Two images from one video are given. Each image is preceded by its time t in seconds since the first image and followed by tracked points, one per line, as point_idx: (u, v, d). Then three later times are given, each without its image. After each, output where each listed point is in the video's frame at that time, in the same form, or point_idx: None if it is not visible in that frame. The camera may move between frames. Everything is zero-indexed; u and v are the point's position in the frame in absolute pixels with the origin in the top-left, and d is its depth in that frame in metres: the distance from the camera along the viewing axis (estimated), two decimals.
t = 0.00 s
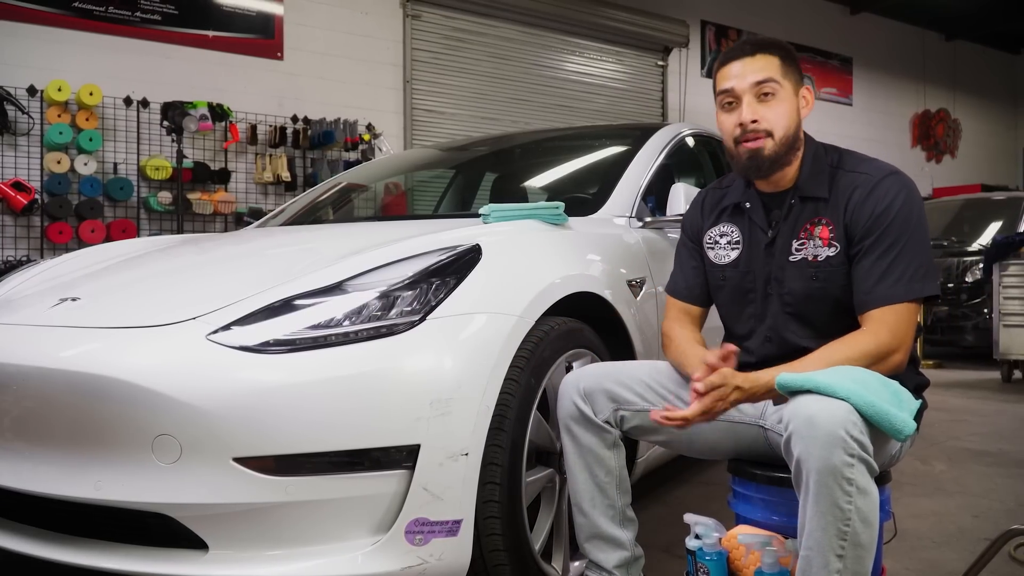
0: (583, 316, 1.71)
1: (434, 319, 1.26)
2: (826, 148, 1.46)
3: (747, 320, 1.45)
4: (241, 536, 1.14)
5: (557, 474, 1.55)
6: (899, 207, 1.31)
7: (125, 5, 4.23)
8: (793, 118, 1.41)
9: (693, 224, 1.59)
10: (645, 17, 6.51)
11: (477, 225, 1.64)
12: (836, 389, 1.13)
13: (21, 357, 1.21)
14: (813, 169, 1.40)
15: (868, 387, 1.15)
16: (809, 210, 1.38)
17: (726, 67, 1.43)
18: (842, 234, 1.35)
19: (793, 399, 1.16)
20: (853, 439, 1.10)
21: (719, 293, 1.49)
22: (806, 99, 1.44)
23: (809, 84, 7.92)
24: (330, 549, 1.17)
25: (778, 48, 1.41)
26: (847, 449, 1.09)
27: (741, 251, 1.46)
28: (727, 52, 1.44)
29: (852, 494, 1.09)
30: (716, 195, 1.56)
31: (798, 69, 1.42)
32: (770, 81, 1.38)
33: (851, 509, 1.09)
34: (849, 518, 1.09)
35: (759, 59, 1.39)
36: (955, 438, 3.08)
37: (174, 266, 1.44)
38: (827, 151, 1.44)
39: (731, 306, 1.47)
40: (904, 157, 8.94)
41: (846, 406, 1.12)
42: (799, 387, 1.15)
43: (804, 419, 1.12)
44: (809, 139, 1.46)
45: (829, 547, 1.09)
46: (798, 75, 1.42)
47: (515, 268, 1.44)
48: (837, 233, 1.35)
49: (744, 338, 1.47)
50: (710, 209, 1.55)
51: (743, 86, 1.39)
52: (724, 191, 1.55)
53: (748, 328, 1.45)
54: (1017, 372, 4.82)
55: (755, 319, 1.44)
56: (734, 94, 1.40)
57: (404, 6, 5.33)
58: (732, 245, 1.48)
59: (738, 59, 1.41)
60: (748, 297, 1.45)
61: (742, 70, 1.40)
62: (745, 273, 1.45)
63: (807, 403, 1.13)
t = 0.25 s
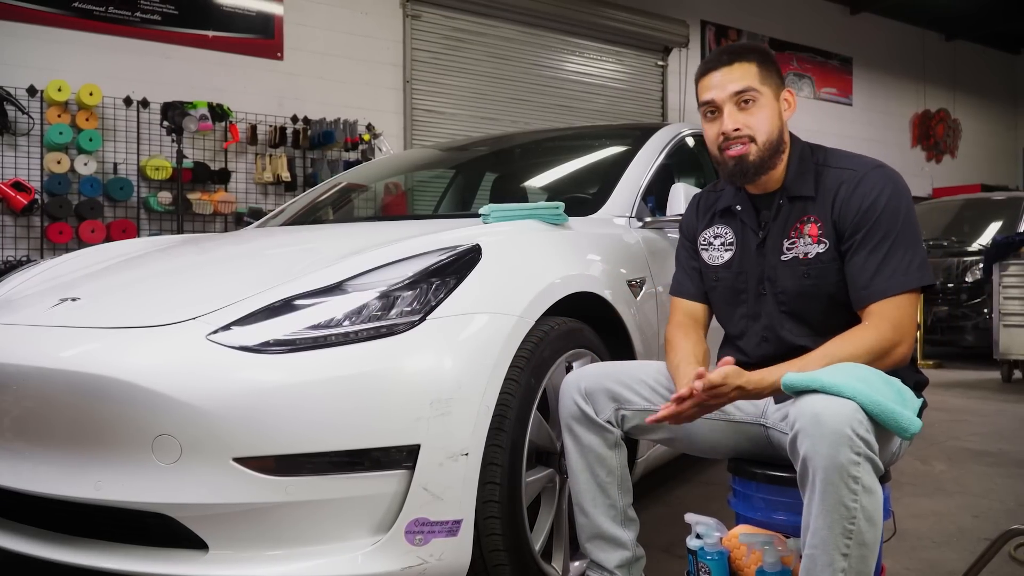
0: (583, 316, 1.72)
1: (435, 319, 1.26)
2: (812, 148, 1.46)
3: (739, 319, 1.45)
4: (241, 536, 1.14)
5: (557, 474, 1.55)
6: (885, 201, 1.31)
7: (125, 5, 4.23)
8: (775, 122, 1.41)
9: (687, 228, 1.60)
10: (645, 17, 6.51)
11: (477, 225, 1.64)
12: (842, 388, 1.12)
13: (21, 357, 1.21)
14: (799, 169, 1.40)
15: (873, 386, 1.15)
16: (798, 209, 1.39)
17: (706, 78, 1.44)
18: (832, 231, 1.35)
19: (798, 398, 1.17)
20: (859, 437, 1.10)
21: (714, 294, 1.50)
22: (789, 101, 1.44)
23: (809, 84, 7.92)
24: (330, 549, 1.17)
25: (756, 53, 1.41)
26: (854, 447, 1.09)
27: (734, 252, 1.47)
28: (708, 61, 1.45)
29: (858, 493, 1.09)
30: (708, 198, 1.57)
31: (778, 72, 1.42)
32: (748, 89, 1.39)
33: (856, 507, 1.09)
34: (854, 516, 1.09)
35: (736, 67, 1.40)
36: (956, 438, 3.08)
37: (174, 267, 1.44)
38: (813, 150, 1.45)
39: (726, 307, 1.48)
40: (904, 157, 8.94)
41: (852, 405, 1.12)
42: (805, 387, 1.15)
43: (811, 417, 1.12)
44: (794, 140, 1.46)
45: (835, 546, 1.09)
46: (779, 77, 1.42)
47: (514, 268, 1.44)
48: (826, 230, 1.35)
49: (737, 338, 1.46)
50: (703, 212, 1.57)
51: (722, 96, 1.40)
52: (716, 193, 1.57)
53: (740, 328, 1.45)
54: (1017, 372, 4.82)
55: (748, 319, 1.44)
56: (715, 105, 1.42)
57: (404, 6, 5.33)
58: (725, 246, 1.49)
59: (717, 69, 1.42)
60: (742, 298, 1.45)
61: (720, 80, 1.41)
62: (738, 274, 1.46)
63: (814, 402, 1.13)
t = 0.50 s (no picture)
0: (583, 316, 1.72)
1: (435, 319, 1.26)
2: (815, 150, 1.47)
3: (738, 319, 1.45)
4: (241, 536, 1.14)
5: (557, 474, 1.55)
6: (889, 203, 1.31)
7: (125, 5, 4.23)
8: (778, 122, 1.41)
9: (688, 228, 1.60)
10: (645, 17, 6.51)
11: (477, 225, 1.64)
12: (847, 384, 1.13)
13: (21, 357, 1.21)
14: (803, 171, 1.41)
15: (877, 383, 1.16)
16: (802, 210, 1.39)
17: (711, 77, 1.44)
18: (836, 233, 1.35)
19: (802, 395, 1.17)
20: (865, 432, 1.10)
21: (713, 293, 1.50)
22: (792, 105, 1.44)
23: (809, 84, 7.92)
24: (330, 549, 1.17)
25: (761, 55, 1.42)
26: (859, 441, 1.09)
27: (736, 252, 1.47)
28: (713, 61, 1.45)
29: (863, 487, 1.09)
30: (710, 199, 1.57)
31: (783, 75, 1.42)
32: (752, 88, 1.39)
33: (861, 501, 1.09)
34: (859, 511, 1.09)
35: (740, 66, 1.40)
36: (956, 438, 3.08)
37: (174, 267, 1.44)
38: (816, 152, 1.45)
39: (725, 306, 1.48)
40: (904, 157, 8.94)
41: (857, 400, 1.12)
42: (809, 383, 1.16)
43: (816, 412, 1.12)
44: (797, 142, 1.46)
45: (840, 539, 1.09)
46: (783, 80, 1.42)
47: (515, 268, 1.44)
48: (830, 232, 1.35)
49: (736, 337, 1.46)
50: (705, 213, 1.57)
51: (726, 94, 1.40)
52: (718, 194, 1.56)
53: (739, 327, 1.45)
54: (1017, 372, 4.82)
55: (748, 319, 1.44)
56: (718, 103, 1.42)
57: (404, 6, 5.33)
58: (727, 246, 1.48)
59: (722, 68, 1.42)
60: (743, 298, 1.45)
61: (725, 78, 1.41)
62: (740, 274, 1.45)
63: (818, 398, 1.14)
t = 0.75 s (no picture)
0: (583, 316, 1.72)
1: (435, 319, 1.26)
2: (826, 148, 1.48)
3: (747, 312, 1.44)
4: (241, 537, 1.14)
5: (556, 475, 1.55)
6: (898, 198, 1.32)
7: (125, 5, 4.23)
8: (795, 113, 1.43)
9: (696, 224, 1.59)
10: (645, 17, 6.52)
11: (476, 225, 1.64)
12: (846, 383, 1.13)
13: (21, 357, 1.21)
14: (813, 165, 1.41)
15: (876, 383, 1.16)
16: (810, 203, 1.40)
17: (736, 62, 1.45)
18: (842, 227, 1.35)
19: (802, 394, 1.17)
20: (865, 432, 1.10)
21: (720, 290, 1.49)
22: (809, 102, 1.46)
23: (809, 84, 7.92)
24: (330, 549, 1.17)
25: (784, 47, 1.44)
26: (859, 441, 1.09)
27: (743, 246, 1.46)
28: (738, 49, 1.47)
29: (862, 487, 1.09)
30: (719, 196, 1.57)
31: (803, 70, 1.45)
32: (775, 76, 1.41)
33: (861, 502, 1.09)
34: (858, 510, 1.09)
35: (765, 54, 1.42)
36: (956, 439, 3.08)
37: (174, 267, 1.44)
38: (826, 150, 1.45)
39: (731, 301, 1.47)
40: (904, 157, 8.94)
41: (857, 400, 1.12)
42: (810, 381, 1.16)
43: (816, 412, 1.12)
44: (809, 139, 1.47)
45: (838, 539, 1.09)
46: (803, 74, 1.45)
47: (516, 268, 1.44)
48: (837, 225, 1.35)
49: (744, 331, 1.45)
50: (713, 209, 1.56)
51: (747, 77, 1.42)
52: (727, 191, 1.56)
53: (748, 321, 1.44)
54: (1017, 373, 4.82)
55: (756, 312, 1.43)
56: (739, 85, 1.43)
57: (404, 6, 5.33)
58: (733, 240, 1.48)
59: (747, 54, 1.44)
60: (750, 291, 1.44)
61: (748, 63, 1.43)
62: (747, 267, 1.45)
63: (818, 398, 1.14)
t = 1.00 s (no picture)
0: (583, 316, 1.72)
1: (435, 319, 1.26)
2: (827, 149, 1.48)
3: (756, 313, 1.45)
4: (240, 537, 1.14)
5: (556, 475, 1.55)
6: (900, 192, 1.32)
7: (124, 5, 4.23)
8: (792, 114, 1.43)
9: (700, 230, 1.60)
10: (645, 17, 6.52)
11: (476, 225, 1.64)
12: (854, 382, 1.13)
13: (21, 357, 1.21)
14: (814, 163, 1.42)
15: (884, 379, 1.15)
16: (812, 201, 1.40)
17: (730, 69, 1.45)
18: (845, 223, 1.35)
19: (809, 393, 1.16)
20: (872, 430, 1.10)
21: (727, 292, 1.49)
22: (805, 101, 1.46)
23: (809, 84, 7.92)
24: (330, 549, 1.17)
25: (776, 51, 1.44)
26: (867, 439, 1.09)
27: (747, 247, 1.47)
28: (731, 55, 1.48)
29: (870, 484, 1.09)
30: (722, 200, 1.58)
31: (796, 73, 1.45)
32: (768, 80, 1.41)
33: (869, 499, 1.09)
34: (867, 508, 1.09)
35: (758, 58, 1.42)
36: (956, 438, 3.08)
37: (173, 267, 1.44)
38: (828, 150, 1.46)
39: (739, 301, 1.47)
40: (904, 157, 8.94)
41: (863, 398, 1.12)
42: (816, 380, 1.15)
43: (824, 410, 1.12)
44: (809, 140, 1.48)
45: (847, 537, 1.09)
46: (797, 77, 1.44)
47: (516, 268, 1.44)
48: (840, 221, 1.36)
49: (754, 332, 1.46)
50: (717, 214, 1.57)
51: (741, 82, 1.42)
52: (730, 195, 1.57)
53: (757, 321, 1.45)
54: (1017, 372, 4.82)
55: (764, 312, 1.44)
56: (734, 91, 1.43)
57: (404, 6, 5.33)
58: (738, 242, 1.48)
59: (740, 59, 1.44)
60: (756, 291, 1.44)
61: (741, 69, 1.43)
62: (752, 268, 1.45)
63: (825, 396, 1.13)
